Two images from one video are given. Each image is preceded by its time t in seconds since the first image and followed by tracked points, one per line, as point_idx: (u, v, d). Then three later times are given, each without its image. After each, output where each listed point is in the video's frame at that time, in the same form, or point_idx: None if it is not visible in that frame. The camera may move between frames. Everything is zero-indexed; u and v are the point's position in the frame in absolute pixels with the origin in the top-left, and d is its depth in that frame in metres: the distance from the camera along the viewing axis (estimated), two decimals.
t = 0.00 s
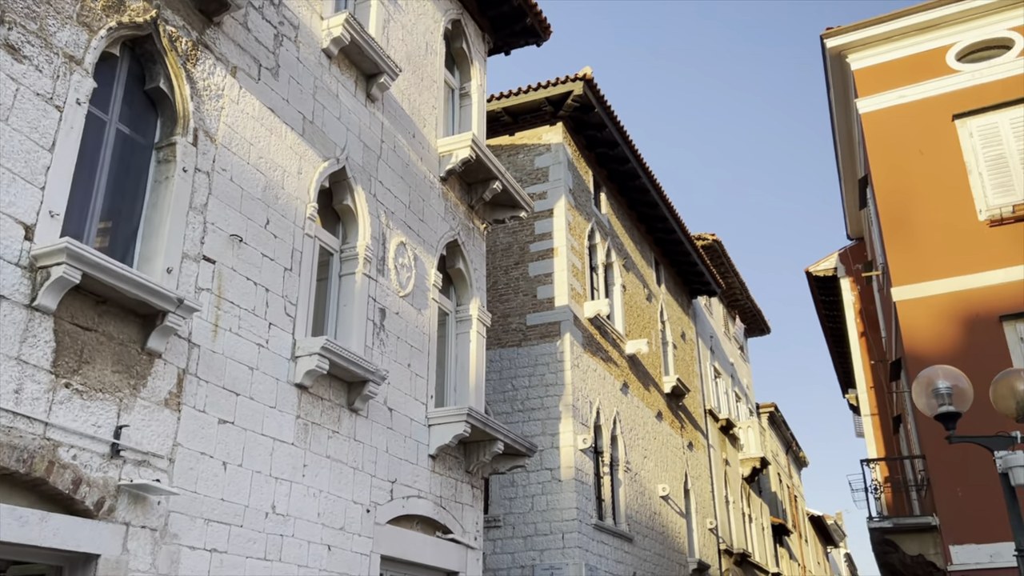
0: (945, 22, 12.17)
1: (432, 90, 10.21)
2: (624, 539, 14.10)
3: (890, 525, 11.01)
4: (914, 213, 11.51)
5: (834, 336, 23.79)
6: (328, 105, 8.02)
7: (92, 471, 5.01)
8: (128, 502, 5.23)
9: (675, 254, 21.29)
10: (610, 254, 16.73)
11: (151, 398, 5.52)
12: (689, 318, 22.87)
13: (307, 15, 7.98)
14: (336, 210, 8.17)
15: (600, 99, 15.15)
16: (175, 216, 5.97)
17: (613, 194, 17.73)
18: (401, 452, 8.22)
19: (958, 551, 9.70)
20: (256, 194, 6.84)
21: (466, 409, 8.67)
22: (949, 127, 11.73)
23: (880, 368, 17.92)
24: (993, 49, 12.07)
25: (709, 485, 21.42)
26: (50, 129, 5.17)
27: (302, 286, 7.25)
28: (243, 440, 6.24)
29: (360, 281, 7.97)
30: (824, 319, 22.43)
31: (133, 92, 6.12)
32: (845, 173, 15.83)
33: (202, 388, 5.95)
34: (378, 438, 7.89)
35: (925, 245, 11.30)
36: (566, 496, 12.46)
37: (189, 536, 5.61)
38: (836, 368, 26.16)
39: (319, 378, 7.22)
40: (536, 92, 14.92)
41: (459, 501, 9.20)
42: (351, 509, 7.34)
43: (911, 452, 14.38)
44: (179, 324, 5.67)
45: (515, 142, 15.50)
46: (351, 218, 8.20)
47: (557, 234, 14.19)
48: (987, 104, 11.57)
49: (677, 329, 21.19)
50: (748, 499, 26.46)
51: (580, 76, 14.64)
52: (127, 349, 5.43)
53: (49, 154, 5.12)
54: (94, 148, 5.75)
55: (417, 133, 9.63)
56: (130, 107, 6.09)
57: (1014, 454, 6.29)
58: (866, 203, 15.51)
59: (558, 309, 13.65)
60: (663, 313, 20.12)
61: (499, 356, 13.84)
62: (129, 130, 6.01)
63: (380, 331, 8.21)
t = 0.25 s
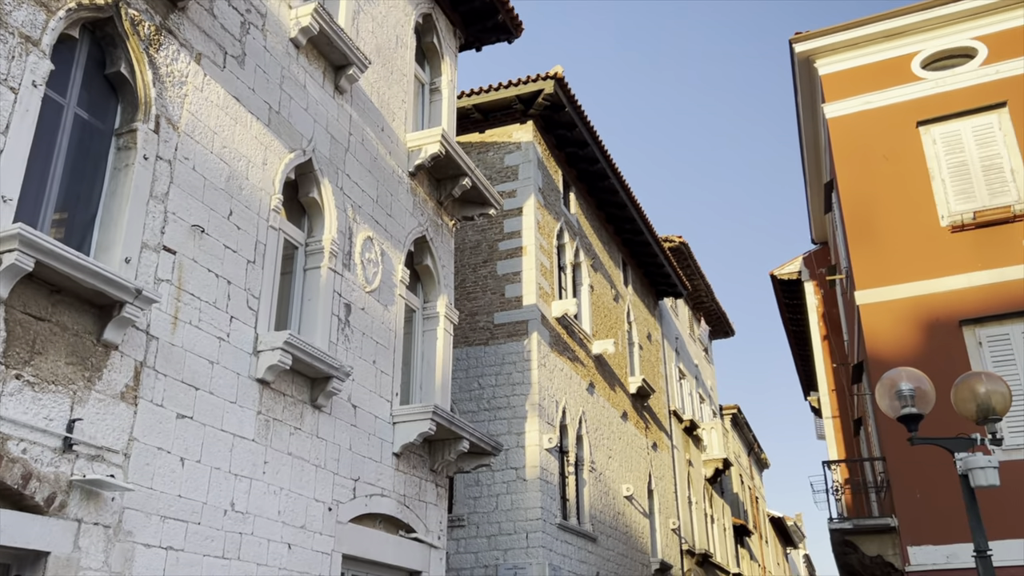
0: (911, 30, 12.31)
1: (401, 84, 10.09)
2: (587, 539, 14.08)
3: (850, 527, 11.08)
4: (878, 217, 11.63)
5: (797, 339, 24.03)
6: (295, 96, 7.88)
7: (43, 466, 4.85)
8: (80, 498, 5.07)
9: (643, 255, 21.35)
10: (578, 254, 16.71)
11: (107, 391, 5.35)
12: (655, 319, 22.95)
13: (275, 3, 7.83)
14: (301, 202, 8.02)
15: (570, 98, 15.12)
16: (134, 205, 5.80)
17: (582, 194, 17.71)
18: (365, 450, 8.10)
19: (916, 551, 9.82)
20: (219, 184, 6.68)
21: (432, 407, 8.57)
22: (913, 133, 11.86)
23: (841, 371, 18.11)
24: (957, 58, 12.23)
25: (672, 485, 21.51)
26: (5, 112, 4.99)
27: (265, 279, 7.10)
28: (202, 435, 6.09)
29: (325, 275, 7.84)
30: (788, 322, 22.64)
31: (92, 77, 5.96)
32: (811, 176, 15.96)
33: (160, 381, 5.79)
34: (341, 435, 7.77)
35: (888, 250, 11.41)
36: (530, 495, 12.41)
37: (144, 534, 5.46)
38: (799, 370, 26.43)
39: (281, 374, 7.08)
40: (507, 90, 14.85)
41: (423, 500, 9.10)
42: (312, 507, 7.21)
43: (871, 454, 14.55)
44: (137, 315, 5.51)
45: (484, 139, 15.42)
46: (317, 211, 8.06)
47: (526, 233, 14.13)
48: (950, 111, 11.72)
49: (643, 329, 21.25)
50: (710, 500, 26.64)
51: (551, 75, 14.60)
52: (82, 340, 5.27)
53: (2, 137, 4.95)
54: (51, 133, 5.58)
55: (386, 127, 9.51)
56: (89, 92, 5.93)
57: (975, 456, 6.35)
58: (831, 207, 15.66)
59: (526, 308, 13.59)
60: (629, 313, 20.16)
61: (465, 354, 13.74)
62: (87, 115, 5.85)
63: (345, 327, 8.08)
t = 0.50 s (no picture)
0: (883, 37, 12.42)
1: (376, 80, 9.99)
2: (558, 539, 14.06)
3: (818, 528, 11.13)
4: (848, 221, 11.72)
5: (767, 341, 24.21)
6: (267, 89, 7.76)
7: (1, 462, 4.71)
8: (39, 495, 4.94)
9: (616, 257, 21.38)
10: (552, 254, 16.69)
11: (69, 385, 5.22)
12: (627, 321, 23.00)
13: None
14: (272, 197, 7.91)
15: (546, 98, 15.09)
16: (100, 195, 5.66)
17: (556, 194, 17.69)
18: (334, 449, 8.00)
19: (882, 553, 9.91)
20: (188, 176, 6.56)
21: (403, 406, 8.49)
22: (884, 139, 11.97)
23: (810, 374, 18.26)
24: (927, 65, 12.36)
25: (642, 486, 21.56)
26: None
27: (234, 274, 6.98)
28: (168, 432, 5.97)
29: (296, 271, 7.73)
30: (758, 324, 22.80)
31: (58, 64, 5.83)
32: (783, 180, 16.07)
33: (125, 376, 5.66)
34: (310, 433, 7.66)
35: (858, 254, 11.51)
36: (501, 496, 12.35)
37: (106, 532, 5.33)
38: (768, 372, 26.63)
39: (249, 370, 6.96)
40: (482, 89, 14.79)
41: (392, 499, 9.02)
42: (280, 507, 7.10)
43: (839, 456, 14.67)
44: (101, 309, 5.38)
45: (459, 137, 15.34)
46: (289, 206, 7.95)
47: (500, 232, 14.08)
48: (920, 118, 11.84)
49: (616, 330, 21.28)
50: (680, 501, 26.75)
51: (527, 74, 14.57)
52: (43, 333, 5.14)
53: None
54: (14, 122, 5.47)
55: (360, 122, 9.42)
56: (54, 80, 5.81)
57: (943, 459, 6.39)
58: (802, 211, 15.77)
59: (499, 307, 13.53)
60: (602, 314, 20.17)
61: (437, 353, 13.65)
62: (52, 103, 5.72)
63: (316, 324, 7.98)
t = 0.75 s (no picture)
0: (853, 44, 12.54)
1: (349, 75, 9.89)
2: (526, 540, 14.03)
3: (784, 530, 11.25)
4: (818, 227, 11.81)
5: (736, 344, 24.38)
6: (238, 82, 7.64)
7: None
8: None
9: (587, 258, 21.39)
10: (524, 255, 16.66)
11: (27, 381, 5.08)
12: (598, 322, 23.04)
13: None
14: (241, 191, 7.79)
15: (520, 98, 15.05)
16: (63, 186, 5.53)
17: (529, 195, 17.66)
18: (301, 448, 7.89)
19: (847, 555, 10.00)
20: (155, 169, 6.43)
21: (372, 406, 8.41)
22: (854, 146, 12.09)
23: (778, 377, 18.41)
24: (896, 74, 12.50)
25: (611, 488, 21.61)
26: None
27: (201, 269, 6.86)
28: (130, 429, 5.84)
29: (264, 267, 7.62)
30: (727, 328, 22.96)
31: (21, 52, 5.68)
32: (753, 184, 16.17)
33: (86, 372, 5.53)
34: (277, 432, 7.55)
35: (827, 259, 11.60)
36: (470, 496, 12.29)
37: (64, 532, 5.20)
38: (737, 375, 26.83)
39: (215, 367, 6.84)
40: (456, 87, 14.72)
41: (360, 500, 8.93)
42: (245, 506, 6.99)
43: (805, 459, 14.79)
44: (63, 303, 5.25)
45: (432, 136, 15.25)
46: (258, 201, 7.84)
47: (472, 231, 14.02)
48: (889, 125, 11.98)
49: (586, 332, 21.30)
50: (648, 502, 26.85)
51: (501, 74, 14.53)
52: (2, 327, 5.00)
53: None
54: None
55: (332, 118, 9.31)
56: (17, 68, 5.66)
57: (908, 463, 6.45)
58: (772, 215, 15.89)
59: (470, 307, 13.47)
60: (573, 315, 20.18)
61: (407, 352, 13.56)
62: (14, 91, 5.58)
63: (284, 321, 7.87)
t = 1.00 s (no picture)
0: (830, 51, 12.65)
1: (326, 72, 9.82)
2: (500, 541, 13.99)
3: (756, 531, 11.26)
4: (793, 231, 11.89)
5: (711, 347, 24.52)
6: (213, 77, 7.56)
7: None
8: None
9: (565, 259, 21.40)
10: (501, 255, 16.63)
11: None
12: (575, 323, 23.06)
13: None
14: (215, 187, 7.70)
15: (499, 98, 15.03)
16: (33, 180, 5.42)
17: (507, 195, 17.64)
18: (274, 448, 7.81)
19: (818, 557, 10.07)
20: (128, 163, 6.34)
21: (346, 405, 8.34)
22: (829, 151, 12.19)
23: (751, 380, 18.52)
24: (871, 80, 12.62)
25: (585, 489, 21.63)
26: None
27: (174, 266, 6.77)
28: (99, 427, 5.75)
29: (238, 264, 7.53)
30: (702, 330, 23.08)
31: None
32: (729, 188, 16.26)
33: (54, 369, 5.43)
34: (249, 431, 7.47)
35: (802, 263, 11.68)
36: (444, 497, 12.24)
37: (30, 531, 5.10)
38: (711, 377, 26.98)
39: (187, 365, 6.75)
40: (435, 86, 14.66)
41: (333, 500, 8.86)
42: (216, 506, 6.90)
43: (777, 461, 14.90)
44: (31, 298, 5.16)
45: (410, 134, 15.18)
46: (232, 197, 7.75)
47: (450, 231, 13.97)
48: (864, 132, 12.09)
49: (563, 333, 21.32)
50: (622, 503, 26.91)
51: (480, 73, 14.49)
52: None
53: None
54: None
55: (309, 115, 9.24)
56: None
57: (880, 466, 6.50)
58: (747, 219, 15.99)
59: (447, 307, 13.42)
60: (550, 316, 20.17)
61: (383, 352, 13.49)
62: None
63: (258, 319, 7.79)
